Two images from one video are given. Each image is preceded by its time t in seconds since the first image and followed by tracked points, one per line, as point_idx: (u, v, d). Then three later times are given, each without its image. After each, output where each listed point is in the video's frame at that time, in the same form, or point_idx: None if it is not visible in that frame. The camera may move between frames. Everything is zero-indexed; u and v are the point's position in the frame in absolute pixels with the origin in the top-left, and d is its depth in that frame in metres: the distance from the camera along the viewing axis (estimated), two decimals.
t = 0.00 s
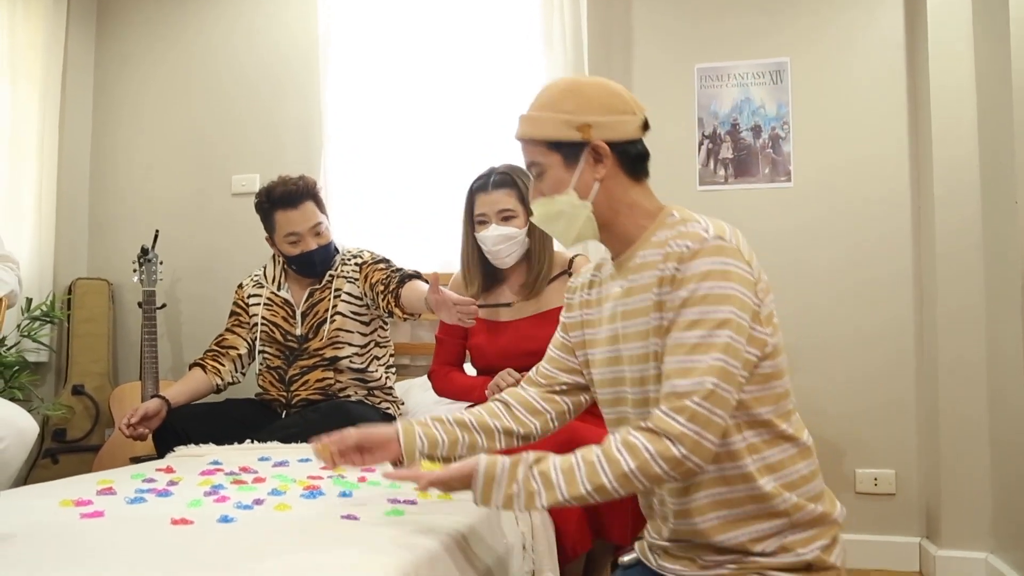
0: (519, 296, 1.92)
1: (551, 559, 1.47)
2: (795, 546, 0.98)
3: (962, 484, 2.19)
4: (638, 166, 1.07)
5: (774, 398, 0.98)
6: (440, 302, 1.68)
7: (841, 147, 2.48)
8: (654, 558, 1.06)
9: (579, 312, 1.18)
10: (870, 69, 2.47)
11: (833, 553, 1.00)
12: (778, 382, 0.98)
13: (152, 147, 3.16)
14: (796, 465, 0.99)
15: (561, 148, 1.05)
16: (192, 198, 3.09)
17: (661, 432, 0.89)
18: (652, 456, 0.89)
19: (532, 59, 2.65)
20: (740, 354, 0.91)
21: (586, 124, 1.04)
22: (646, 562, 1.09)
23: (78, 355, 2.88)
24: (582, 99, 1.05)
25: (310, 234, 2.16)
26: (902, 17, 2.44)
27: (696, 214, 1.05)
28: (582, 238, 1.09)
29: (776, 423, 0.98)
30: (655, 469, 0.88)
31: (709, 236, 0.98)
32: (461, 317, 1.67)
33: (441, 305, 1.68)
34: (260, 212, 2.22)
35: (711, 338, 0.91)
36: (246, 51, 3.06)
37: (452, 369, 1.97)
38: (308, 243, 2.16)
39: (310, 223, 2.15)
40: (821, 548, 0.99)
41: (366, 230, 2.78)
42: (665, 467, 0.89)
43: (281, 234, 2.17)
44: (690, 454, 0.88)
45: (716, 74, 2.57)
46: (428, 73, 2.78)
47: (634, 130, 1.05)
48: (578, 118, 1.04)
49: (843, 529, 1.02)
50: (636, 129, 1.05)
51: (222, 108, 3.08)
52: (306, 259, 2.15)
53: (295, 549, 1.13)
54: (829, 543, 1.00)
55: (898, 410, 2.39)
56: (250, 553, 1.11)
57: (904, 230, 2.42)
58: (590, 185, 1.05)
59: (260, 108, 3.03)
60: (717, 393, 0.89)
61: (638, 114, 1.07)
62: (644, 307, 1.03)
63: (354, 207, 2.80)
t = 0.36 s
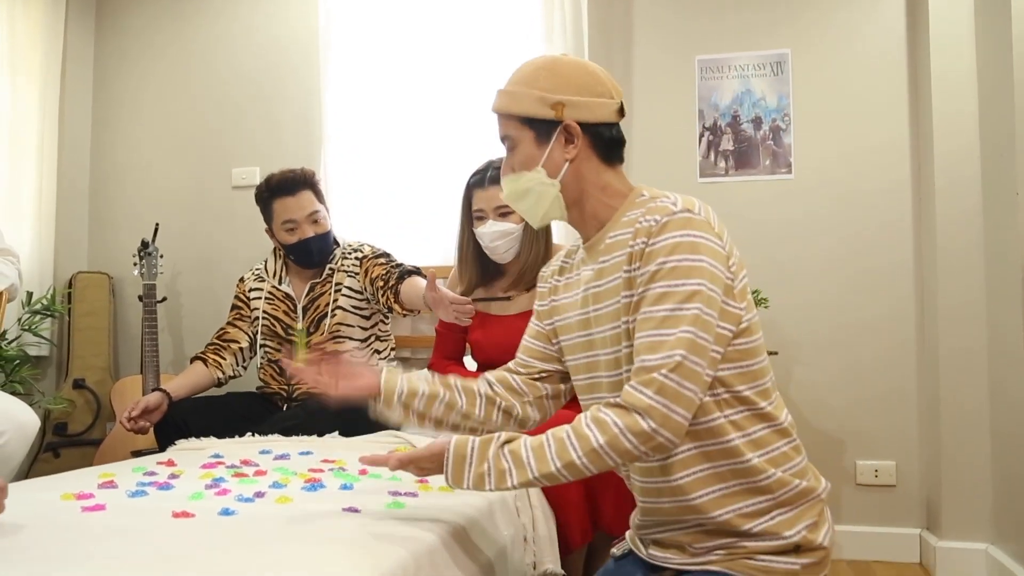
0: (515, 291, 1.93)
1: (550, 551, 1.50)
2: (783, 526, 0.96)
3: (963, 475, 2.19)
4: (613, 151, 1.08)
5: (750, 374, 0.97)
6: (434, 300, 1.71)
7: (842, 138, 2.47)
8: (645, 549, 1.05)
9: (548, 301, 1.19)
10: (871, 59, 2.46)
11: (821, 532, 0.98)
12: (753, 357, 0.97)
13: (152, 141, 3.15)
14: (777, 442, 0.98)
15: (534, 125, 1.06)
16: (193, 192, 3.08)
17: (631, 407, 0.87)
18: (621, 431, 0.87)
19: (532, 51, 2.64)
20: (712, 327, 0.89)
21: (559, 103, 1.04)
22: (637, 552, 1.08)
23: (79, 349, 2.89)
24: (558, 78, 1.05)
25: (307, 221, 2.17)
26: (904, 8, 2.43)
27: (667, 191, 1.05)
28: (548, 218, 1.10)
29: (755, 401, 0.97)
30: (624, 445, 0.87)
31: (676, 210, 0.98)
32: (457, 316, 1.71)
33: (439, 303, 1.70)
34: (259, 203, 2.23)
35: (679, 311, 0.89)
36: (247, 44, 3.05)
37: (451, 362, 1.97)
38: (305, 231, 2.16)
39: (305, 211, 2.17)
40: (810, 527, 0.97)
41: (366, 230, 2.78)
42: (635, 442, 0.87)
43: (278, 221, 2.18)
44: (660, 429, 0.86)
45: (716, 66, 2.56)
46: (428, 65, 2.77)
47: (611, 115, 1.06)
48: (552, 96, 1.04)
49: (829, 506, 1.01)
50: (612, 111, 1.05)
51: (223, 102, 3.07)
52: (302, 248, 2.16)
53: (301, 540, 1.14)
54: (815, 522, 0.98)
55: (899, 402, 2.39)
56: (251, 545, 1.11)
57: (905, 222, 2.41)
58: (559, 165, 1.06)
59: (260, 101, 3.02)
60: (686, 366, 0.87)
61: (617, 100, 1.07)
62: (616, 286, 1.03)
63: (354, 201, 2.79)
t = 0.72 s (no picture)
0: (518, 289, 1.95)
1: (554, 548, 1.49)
2: (778, 516, 0.96)
3: (965, 470, 2.20)
4: (614, 151, 1.07)
5: (744, 364, 0.97)
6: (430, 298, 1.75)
7: (843, 134, 2.47)
8: (638, 544, 1.05)
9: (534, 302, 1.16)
10: (871, 54, 2.45)
11: (813, 522, 0.98)
12: (744, 347, 0.97)
13: (152, 140, 3.15)
14: (767, 432, 0.98)
15: (550, 88, 1.07)
16: (194, 191, 3.08)
17: (634, 396, 0.85)
18: (627, 421, 0.85)
19: (532, 47, 2.64)
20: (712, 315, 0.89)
21: (577, 81, 1.04)
22: (633, 550, 1.07)
23: (81, 347, 2.89)
24: (596, 60, 1.04)
25: (304, 215, 2.17)
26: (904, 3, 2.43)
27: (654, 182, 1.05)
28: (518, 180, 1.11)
29: (747, 391, 0.97)
30: (629, 435, 0.85)
31: (669, 198, 0.98)
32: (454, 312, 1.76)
33: (435, 302, 1.74)
34: (258, 199, 2.24)
35: (678, 299, 0.88)
36: (247, 43, 3.05)
37: (453, 361, 1.96)
38: (303, 224, 2.16)
39: (304, 203, 2.17)
40: (802, 518, 0.98)
41: (366, 228, 2.78)
42: (640, 433, 0.85)
43: (277, 215, 2.19)
44: (666, 420, 0.85)
45: (717, 61, 2.56)
46: (428, 62, 2.76)
47: (625, 123, 1.04)
48: (577, 72, 1.04)
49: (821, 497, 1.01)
50: (624, 119, 1.04)
51: (223, 101, 3.07)
52: (301, 241, 2.15)
53: (305, 539, 1.14)
54: (808, 513, 0.98)
55: (901, 397, 2.40)
56: (255, 544, 1.12)
57: (906, 218, 2.41)
58: (552, 137, 1.07)
59: (261, 100, 3.02)
60: (689, 355, 0.85)
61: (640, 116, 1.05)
62: (607, 278, 1.02)
63: (354, 199, 2.79)
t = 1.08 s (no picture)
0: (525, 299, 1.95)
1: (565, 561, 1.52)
2: (768, 517, 0.96)
3: (978, 482, 2.18)
4: (591, 144, 1.07)
5: (728, 358, 0.97)
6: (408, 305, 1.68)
7: (849, 145, 2.47)
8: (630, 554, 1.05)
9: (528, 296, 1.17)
10: (878, 65, 2.45)
11: (802, 526, 0.98)
12: (729, 340, 0.97)
13: (161, 153, 3.17)
14: (756, 429, 0.98)
15: (518, 102, 1.07)
16: (203, 205, 3.10)
17: (606, 385, 0.85)
18: (598, 409, 0.84)
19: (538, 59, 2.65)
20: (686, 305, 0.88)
21: (545, 86, 1.04)
22: (628, 564, 1.05)
23: (90, 360, 2.90)
24: (553, 64, 1.05)
25: (312, 225, 2.18)
26: (910, 13, 2.43)
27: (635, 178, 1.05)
28: (515, 197, 1.10)
29: (734, 386, 0.97)
30: (601, 423, 0.84)
31: (644, 191, 0.98)
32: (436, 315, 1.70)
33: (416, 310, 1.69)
34: (266, 209, 2.28)
35: (650, 289, 0.88)
36: (256, 58, 3.07)
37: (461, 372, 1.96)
38: (310, 235, 2.18)
39: (311, 214, 2.19)
40: (791, 522, 0.98)
41: (373, 240, 2.79)
42: (612, 422, 0.84)
43: (285, 226, 2.20)
44: (638, 410, 0.85)
45: (723, 73, 2.56)
46: (434, 75, 2.78)
47: (597, 112, 1.05)
48: (540, 78, 1.04)
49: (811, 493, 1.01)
50: (598, 109, 1.05)
51: (232, 115, 3.09)
52: (308, 252, 2.16)
53: (315, 555, 1.14)
54: (797, 515, 0.98)
55: (911, 407, 2.38)
56: (264, 561, 1.11)
57: (914, 228, 2.41)
58: (534, 148, 1.07)
59: (269, 113, 3.03)
60: (659, 345, 0.85)
61: (610, 100, 1.06)
62: (588, 273, 1.02)
63: (360, 211, 2.80)
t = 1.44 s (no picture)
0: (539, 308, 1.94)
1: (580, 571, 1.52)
2: (778, 539, 0.94)
3: (995, 492, 2.16)
4: (599, 157, 1.02)
5: (747, 389, 0.94)
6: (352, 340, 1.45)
7: (862, 153, 2.46)
8: None
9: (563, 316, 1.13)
10: (890, 73, 2.45)
11: (820, 547, 0.95)
12: (751, 370, 0.94)
13: (174, 164, 3.19)
14: (779, 456, 0.96)
15: (515, 143, 1.00)
16: (216, 215, 3.12)
17: (619, 431, 0.86)
18: (611, 454, 0.86)
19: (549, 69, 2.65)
20: (700, 351, 0.86)
21: (536, 117, 0.99)
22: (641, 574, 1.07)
23: (104, 371, 2.91)
24: (534, 90, 1.00)
25: (328, 234, 2.20)
26: (922, 21, 2.42)
27: (657, 203, 0.99)
28: (545, 231, 1.03)
29: (754, 417, 0.95)
30: (613, 467, 0.86)
31: (661, 228, 0.94)
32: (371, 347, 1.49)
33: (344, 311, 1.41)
34: (282, 219, 2.30)
35: (662, 337, 0.87)
36: (268, 69, 3.08)
37: (475, 382, 1.96)
38: (326, 244, 2.19)
39: (327, 223, 2.21)
40: (808, 542, 0.95)
41: (386, 251, 2.80)
42: (623, 466, 0.86)
43: (300, 235, 2.22)
44: (649, 457, 0.85)
45: (735, 82, 2.56)
46: (445, 86, 2.79)
47: (592, 120, 1.00)
48: (528, 110, 0.99)
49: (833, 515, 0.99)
50: (592, 114, 1.00)
51: (244, 126, 3.10)
52: (323, 260, 2.18)
53: (331, 567, 1.14)
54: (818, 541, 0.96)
55: (926, 417, 2.37)
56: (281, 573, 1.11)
57: (928, 235, 2.40)
58: (547, 179, 1.00)
59: (281, 124, 3.05)
60: (672, 395, 0.85)
61: (597, 103, 1.02)
62: (606, 305, 0.98)
63: (372, 222, 2.82)
